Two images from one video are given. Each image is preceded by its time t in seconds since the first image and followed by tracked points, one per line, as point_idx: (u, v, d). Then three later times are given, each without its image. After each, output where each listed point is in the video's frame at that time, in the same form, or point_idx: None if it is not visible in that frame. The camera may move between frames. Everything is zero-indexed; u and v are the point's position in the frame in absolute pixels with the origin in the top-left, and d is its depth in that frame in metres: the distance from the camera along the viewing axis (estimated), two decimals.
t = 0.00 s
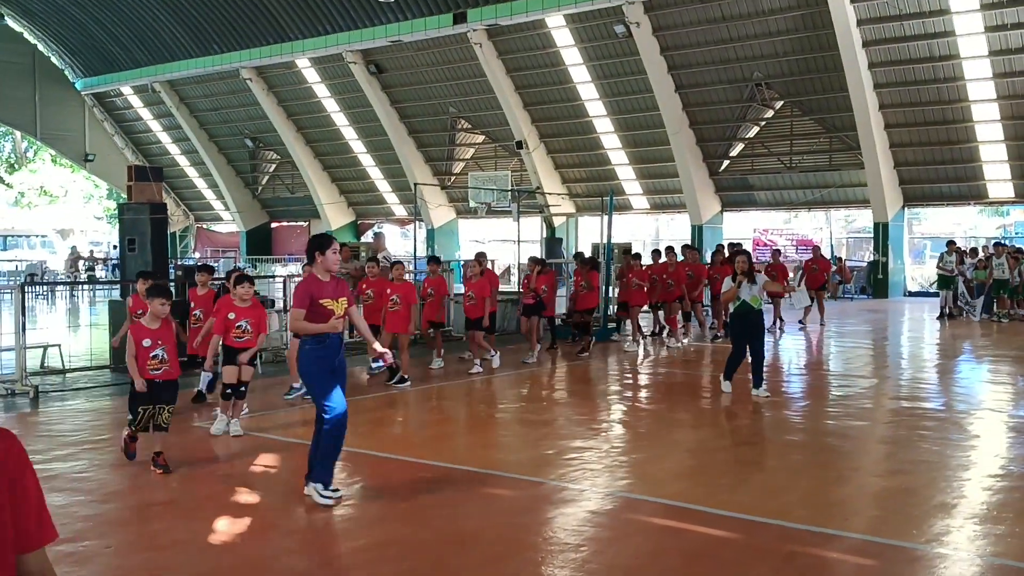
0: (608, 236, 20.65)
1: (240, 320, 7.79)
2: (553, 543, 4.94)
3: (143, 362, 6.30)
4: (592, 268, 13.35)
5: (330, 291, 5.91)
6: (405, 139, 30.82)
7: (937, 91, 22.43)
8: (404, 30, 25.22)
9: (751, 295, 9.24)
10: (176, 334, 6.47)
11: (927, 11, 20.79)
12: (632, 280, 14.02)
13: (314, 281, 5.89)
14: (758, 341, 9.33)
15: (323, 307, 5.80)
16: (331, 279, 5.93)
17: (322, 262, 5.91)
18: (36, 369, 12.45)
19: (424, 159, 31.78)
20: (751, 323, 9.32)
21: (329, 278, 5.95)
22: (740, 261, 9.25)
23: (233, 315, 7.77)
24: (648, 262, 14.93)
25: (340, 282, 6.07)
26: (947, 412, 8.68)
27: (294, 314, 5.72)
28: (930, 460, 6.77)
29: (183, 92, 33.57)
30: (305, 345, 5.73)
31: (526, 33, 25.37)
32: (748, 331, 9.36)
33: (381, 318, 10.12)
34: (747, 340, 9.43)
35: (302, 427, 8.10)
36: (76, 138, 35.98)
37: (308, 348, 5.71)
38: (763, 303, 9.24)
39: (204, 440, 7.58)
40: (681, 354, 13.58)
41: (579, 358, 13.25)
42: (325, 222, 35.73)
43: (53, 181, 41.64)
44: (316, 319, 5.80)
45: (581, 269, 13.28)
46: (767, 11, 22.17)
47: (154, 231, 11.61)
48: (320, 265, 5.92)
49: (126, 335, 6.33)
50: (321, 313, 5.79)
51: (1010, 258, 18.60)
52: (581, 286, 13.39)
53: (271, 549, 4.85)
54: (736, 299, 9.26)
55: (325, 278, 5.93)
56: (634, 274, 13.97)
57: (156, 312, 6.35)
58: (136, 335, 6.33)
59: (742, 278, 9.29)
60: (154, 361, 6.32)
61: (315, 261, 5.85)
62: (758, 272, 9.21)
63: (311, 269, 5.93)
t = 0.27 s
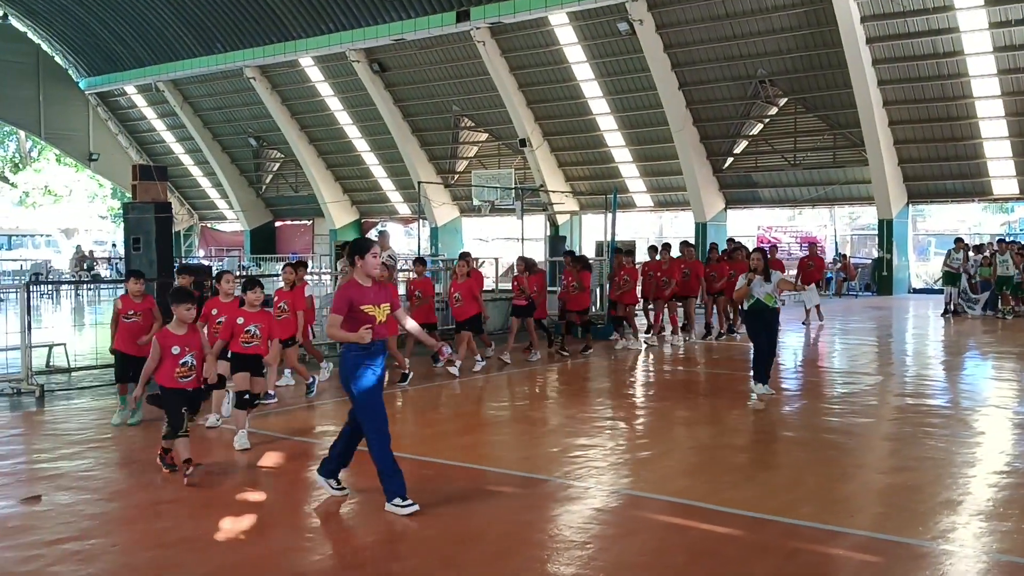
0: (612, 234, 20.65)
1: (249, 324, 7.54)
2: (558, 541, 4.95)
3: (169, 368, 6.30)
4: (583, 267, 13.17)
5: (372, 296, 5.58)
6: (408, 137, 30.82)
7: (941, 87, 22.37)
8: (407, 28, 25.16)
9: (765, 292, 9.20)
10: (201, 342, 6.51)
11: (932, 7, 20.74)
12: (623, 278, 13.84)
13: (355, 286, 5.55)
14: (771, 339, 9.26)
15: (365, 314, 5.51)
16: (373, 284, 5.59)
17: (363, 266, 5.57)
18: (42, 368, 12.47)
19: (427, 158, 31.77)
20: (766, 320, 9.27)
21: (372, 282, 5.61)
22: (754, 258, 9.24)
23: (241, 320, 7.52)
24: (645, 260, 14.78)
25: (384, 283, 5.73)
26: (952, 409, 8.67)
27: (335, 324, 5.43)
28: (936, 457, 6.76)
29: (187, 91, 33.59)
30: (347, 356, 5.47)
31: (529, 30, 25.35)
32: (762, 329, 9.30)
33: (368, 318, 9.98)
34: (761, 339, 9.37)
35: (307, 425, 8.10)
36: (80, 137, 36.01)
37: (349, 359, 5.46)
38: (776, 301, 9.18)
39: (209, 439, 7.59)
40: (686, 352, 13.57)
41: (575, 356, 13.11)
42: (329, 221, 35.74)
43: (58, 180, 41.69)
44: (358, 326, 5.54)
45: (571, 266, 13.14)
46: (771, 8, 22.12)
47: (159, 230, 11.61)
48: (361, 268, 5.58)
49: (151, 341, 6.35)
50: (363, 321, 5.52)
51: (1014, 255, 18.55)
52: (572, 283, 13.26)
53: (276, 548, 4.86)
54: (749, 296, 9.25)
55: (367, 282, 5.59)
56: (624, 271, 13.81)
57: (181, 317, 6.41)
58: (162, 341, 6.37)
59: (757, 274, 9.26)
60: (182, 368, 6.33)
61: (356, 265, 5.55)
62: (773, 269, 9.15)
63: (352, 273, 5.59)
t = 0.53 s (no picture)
0: (616, 232, 20.64)
1: (270, 322, 7.19)
2: (563, 539, 4.94)
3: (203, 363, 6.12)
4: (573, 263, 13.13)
5: (413, 286, 5.47)
6: (411, 135, 30.82)
7: (945, 84, 22.33)
8: (410, 26, 25.14)
9: (775, 290, 9.15)
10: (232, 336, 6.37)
11: (936, 4, 20.75)
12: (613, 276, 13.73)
13: (395, 278, 5.44)
14: (781, 339, 9.11)
15: (408, 307, 5.42)
16: (413, 275, 5.51)
17: (403, 257, 5.48)
18: (46, 367, 12.50)
19: (430, 156, 31.78)
20: (775, 320, 9.17)
21: (409, 274, 5.52)
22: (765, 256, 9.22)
23: (263, 317, 7.15)
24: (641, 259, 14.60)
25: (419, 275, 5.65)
26: (956, 407, 8.65)
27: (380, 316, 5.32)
28: (940, 455, 6.75)
29: (190, 90, 33.64)
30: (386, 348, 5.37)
31: (532, 28, 25.34)
32: (771, 329, 9.17)
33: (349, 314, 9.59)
34: (769, 341, 9.21)
35: (312, 424, 8.10)
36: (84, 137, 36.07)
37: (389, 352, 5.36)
38: (788, 299, 9.16)
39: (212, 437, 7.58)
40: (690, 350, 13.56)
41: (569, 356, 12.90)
42: (332, 219, 35.74)
43: (62, 179, 41.77)
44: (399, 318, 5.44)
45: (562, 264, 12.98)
46: (775, 5, 22.10)
47: (163, 229, 11.63)
48: (401, 260, 5.49)
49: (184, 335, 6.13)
50: (406, 313, 5.42)
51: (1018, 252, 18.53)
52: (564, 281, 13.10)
53: (280, 546, 4.85)
54: (759, 293, 9.17)
55: (406, 272, 5.50)
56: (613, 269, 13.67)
57: (214, 311, 6.20)
58: (196, 336, 6.16)
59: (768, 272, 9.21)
60: (214, 362, 6.16)
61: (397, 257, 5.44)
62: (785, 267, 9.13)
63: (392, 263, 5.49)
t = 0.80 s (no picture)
0: (619, 230, 20.63)
1: (301, 325, 6.83)
2: (567, 536, 4.95)
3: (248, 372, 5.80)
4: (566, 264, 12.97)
5: (462, 297, 5.27)
6: (414, 134, 30.82)
7: (948, 83, 22.30)
8: (413, 25, 25.12)
9: (786, 290, 8.81)
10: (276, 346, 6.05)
11: (939, 3, 20.74)
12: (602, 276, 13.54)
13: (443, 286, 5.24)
14: (792, 339, 8.88)
15: (457, 318, 5.23)
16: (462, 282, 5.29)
17: (452, 264, 5.26)
18: (50, 365, 12.51)
19: (433, 155, 31.78)
20: (786, 321, 8.91)
21: (459, 280, 5.31)
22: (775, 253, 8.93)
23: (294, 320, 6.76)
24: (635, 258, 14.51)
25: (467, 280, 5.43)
26: (960, 405, 8.63)
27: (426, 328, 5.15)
28: (944, 453, 6.74)
29: (193, 89, 33.68)
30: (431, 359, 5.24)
31: (534, 27, 25.35)
32: (781, 330, 8.92)
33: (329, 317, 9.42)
34: (779, 340, 8.98)
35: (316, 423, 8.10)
36: (87, 136, 36.11)
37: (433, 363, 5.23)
38: (799, 299, 8.82)
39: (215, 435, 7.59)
40: (693, 349, 13.56)
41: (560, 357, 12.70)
42: (335, 219, 35.76)
43: (65, 178, 41.82)
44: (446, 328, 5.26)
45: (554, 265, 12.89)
46: (777, 4, 22.09)
47: (166, 228, 11.65)
48: (450, 266, 5.27)
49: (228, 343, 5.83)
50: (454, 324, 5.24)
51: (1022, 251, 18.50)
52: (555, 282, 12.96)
53: (285, 544, 4.86)
54: (769, 292, 8.84)
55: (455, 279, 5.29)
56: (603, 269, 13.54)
57: (259, 316, 5.85)
58: (241, 344, 5.86)
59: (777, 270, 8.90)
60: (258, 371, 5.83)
61: (447, 264, 5.22)
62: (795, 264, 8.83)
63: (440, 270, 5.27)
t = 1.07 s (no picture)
0: (623, 229, 20.60)
1: (330, 329, 7.14)
2: (572, 535, 4.95)
3: (291, 372, 5.69)
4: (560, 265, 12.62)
5: (523, 288, 5.03)
6: (418, 133, 30.83)
7: (953, 82, 22.26)
8: (417, 25, 25.14)
9: (803, 289, 8.75)
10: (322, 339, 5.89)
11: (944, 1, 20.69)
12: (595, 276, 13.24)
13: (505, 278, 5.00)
14: (805, 340, 8.83)
15: (516, 310, 5.00)
16: (524, 275, 5.05)
17: (513, 255, 5.04)
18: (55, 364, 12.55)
19: (437, 154, 31.80)
20: (802, 319, 8.88)
21: (521, 273, 5.07)
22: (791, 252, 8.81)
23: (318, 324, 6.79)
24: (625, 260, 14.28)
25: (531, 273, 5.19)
26: (965, 404, 8.62)
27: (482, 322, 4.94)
28: (949, 452, 6.74)
29: (198, 88, 33.74)
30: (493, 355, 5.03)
31: (538, 26, 25.36)
32: (796, 329, 8.88)
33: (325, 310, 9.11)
34: (794, 339, 8.95)
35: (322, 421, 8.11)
36: (92, 135, 36.18)
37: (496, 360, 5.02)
38: (816, 299, 8.74)
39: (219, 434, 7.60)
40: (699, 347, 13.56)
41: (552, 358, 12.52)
42: (339, 218, 35.78)
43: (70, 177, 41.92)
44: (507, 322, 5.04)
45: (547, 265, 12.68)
46: (782, 3, 22.07)
47: (172, 226, 11.67)
48: (511, 258, 5.05)
49: (270, 340, 5.66)
50: (514, 317, 5.02)
51: None
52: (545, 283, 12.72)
53: (290, 542, 4.86)
54: (785, 291, 8.80)
55: (516, 272, 5.05)
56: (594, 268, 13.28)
57: (304, 311, 5.65)
58: (282, 340, 5.69)
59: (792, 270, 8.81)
60: (304, 369, 5.73)
61: (509, 254, 5.01)
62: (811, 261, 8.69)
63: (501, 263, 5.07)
